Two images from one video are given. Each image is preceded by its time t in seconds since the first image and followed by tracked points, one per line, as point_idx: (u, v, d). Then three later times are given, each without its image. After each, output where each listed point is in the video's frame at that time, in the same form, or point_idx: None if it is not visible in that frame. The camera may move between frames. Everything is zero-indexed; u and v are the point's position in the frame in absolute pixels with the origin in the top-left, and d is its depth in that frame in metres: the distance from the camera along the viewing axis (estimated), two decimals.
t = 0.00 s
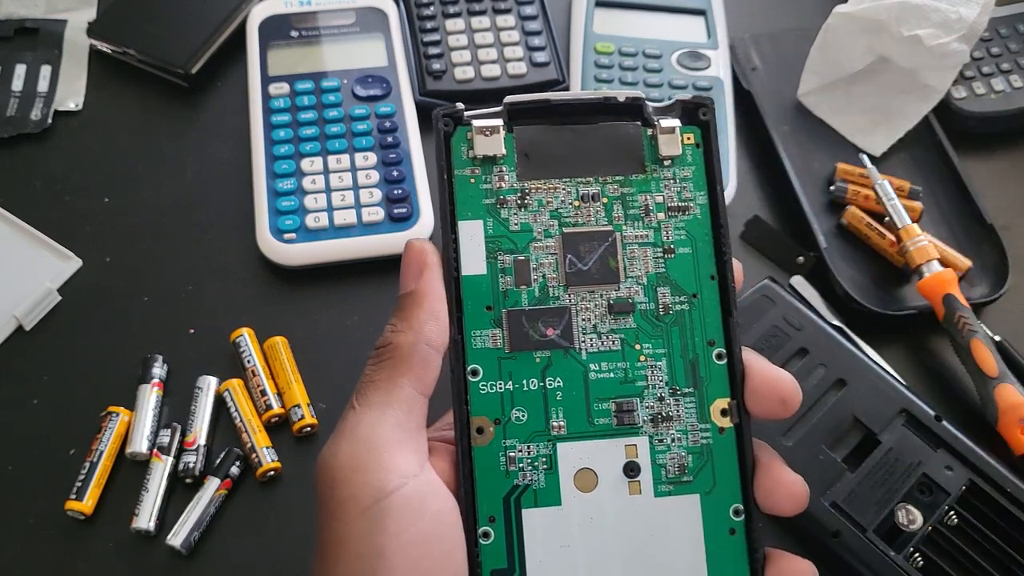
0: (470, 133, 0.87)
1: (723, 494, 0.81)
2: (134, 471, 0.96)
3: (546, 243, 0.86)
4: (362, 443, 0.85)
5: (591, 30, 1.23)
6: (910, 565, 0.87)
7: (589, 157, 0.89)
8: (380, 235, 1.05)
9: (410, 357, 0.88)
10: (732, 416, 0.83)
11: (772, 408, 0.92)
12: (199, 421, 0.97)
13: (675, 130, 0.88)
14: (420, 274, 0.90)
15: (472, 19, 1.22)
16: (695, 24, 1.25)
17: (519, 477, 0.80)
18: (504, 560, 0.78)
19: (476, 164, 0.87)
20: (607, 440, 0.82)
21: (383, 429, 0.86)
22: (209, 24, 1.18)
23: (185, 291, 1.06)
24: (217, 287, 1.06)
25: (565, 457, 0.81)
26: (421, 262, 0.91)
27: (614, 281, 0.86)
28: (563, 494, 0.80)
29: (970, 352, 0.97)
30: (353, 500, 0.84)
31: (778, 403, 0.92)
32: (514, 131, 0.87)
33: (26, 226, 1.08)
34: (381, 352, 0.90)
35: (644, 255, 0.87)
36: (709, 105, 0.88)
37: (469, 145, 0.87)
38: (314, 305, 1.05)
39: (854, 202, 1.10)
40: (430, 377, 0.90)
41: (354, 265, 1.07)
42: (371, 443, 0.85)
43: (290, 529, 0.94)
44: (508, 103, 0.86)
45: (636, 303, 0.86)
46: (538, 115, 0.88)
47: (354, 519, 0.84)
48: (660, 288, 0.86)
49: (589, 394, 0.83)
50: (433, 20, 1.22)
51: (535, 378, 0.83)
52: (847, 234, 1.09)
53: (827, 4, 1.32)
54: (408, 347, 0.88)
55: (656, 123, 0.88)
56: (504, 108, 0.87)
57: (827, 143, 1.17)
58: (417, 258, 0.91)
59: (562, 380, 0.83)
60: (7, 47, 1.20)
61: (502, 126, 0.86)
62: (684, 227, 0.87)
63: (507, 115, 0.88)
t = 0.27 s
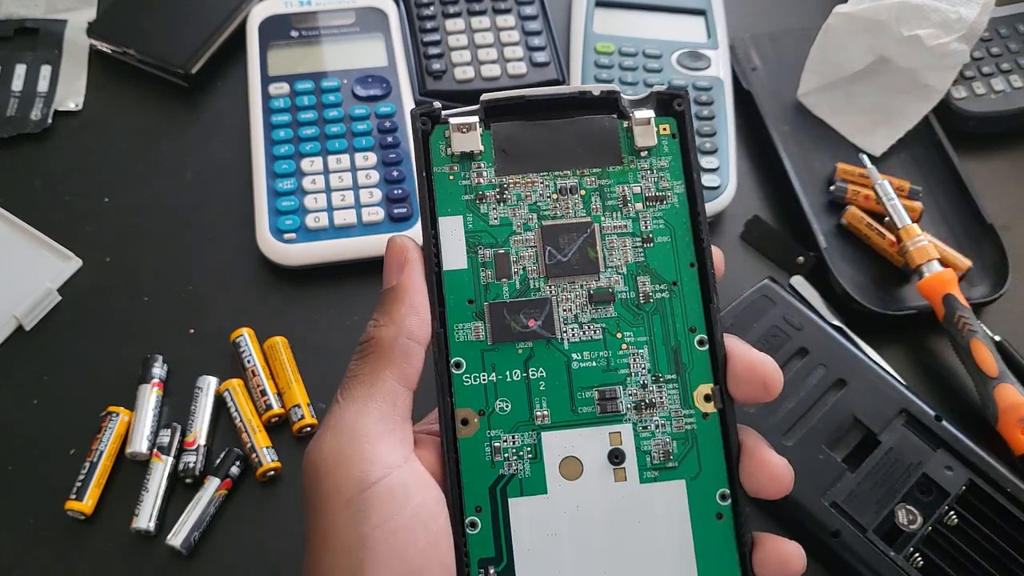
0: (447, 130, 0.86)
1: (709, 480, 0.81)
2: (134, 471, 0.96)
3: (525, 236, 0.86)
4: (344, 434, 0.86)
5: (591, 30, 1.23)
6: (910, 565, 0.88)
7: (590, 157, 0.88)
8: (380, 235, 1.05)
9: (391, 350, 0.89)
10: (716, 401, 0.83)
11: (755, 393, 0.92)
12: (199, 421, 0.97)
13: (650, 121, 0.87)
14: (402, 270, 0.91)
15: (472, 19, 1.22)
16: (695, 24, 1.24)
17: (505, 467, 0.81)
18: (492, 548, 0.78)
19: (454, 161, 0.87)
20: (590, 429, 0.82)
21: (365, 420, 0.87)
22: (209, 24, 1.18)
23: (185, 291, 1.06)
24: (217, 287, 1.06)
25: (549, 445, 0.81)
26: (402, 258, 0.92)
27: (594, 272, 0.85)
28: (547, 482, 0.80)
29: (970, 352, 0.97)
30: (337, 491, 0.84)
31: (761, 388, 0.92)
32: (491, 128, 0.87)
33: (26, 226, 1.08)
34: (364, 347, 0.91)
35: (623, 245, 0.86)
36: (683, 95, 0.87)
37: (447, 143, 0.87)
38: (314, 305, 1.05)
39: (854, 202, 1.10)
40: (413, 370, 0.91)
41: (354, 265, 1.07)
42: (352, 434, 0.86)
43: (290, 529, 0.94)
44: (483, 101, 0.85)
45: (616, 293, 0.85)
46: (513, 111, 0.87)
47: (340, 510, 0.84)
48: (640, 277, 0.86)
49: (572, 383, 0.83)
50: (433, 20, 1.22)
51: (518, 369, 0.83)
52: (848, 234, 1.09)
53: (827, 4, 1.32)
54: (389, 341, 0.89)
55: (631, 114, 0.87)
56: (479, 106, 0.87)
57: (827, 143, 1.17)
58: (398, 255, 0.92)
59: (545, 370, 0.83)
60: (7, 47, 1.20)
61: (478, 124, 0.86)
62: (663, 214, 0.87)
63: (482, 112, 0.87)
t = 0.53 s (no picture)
0: (497, 130, 0.85)
1: (717, 495, 0.82)
2: (134, 471, 0.96)
3: (563, 245, 0.86)
4: (386, 432, 0.85)
5: (591, 30, 1.23)
6: (910, 565, 0.87)
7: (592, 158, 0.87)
8: (380, 235, 1.05)
9: (432, 349, 0.87)
10: (727, 423, 0.84)
11: (766, 417, 0.92)
12: (199, 421, 0.97)
13: (693, 144, 0.88)
14: (443, 266, 0.88)
15: (472, 19, 1.22)
16: (695, 24, 1.25)
17: (528, 471, 0.80)
18: (510, 553, 0.78)
19: (501, 161, 0.85)
20: (611, 440, 0.82)
21: (405, 420, 0.86)
22: (209, 24, 1.18)
23: (185, 291, 1.06)
24: (217, 287, 1.06)
25: (571, 454, 0.81)
26: (444, 254, 0.88)
27: (627, 287, 0.85)
28: (568, 490, 0.80)
29: (970, 352, 0.97)
30: (374, 490, 0.83)
31: (773, 413, 0.92)
32: (539, 132, 0.86)
33: (26, 226, 1.08)
34: (402, 341, 0.89)
35: (654, 263, 0.87)
36: (723, 123, 0.88)
37: (495, 142, 0.85)
38: (314, 305, 1.05)
39: (855, 202, 1.10)
40: (450, 368, 0.90)
41: (353, 265, 1.07)
42: (394, 433, 0.85)
43: (290, 530, 0.93)
44: (535, 103, 0.84)
45: (643, 308, 0.86)
46: (560, 117, 0.87)
47: (375, 509, 0.83)
48: (668, 296, 0.86)
49: (598, 396, 0.83)
50: (433, 20, 1.22)
51: (547, 377, 0.83)
52: (849, 234, 1.10)
53: (827, 5, 1.32)
54: (431, 339, 0.86)
55: (673, 136, 0.88)
56: (529, 107, 0.86)
57: (827, 143, 1.17)
58: (440, 250, 0.88)
59: (572, 379, 0.83)
60: (7, 47, 1.20)
61: (529, 126, 0.85)
62: (693, 239, 0.88)
63: (532, 114, 0.86)
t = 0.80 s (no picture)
0: (480, 124, 0.85)
1: (709, 486, 0.82)
2: (134, 471, 0.96)
3: (550, 238, 0.85)
4: (374, 428, 0.84)
5: (591, 30, 1.23)
6: (910, 565, 0.87)
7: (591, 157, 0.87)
8: (380, 235, 1.05)
9: (420, 344, 0.87)
10: (719, 413, 0.84)
11: (757, 406, 0.93)
12: (199, 421, 0.97)
13: (677, 134, 0.87)
14: (429, 261, 0.87)
15: (472, 19, 1.22)
16: (695, 25, 1.25)
17: (518, 465, 0.80)
18: (503, 547, 0.78)
19: (485, 156, 0.85)
20: (601, 431, 0.82)
21: (393, 415, 0.86)
22: (209, 25, 1.18)
23: (185, 291, 1.06)
24: (217, 287, 1.06)
25: (562, 447, 0.81)
26: (431, 250, 0.87)
27: (614, 279, 0.85)
28: (559, 483, 0.80)
29: (970, 352, 0.97)
30: (363, 486, 0.83)
31: (764, 402, 0.93)
32: (524, 125, 0.86)
33: (26, 226, 1.08)
34: (389, 337, 0.88)
35: (643, 254, 0.87)
36: (708, 112, 0.88)
37: (479, 137, 0.85)
38: (314, 305, 1.05)
39: (854, 202, 1.10)
40: (437, 363, 0.90)
41: (353, 265, 1.07)
42: (382, 429, 0.85)
43: (290, 530, 0.93)
44: (518, 96, 0.85)
45: (633, 300, 0.86)
46: (545, 110, 0.87)
47: (364, 505, 0.83)
48: (656, 287, 0.86)
49: (587, 387, 0.83)
50: (433, 20, 1.22)
51: (536, 369, 0.82)
52: (849, 235, 1.10)
53: (827, 5, 1.32)
54: (418, 334, 0.86)
55: (658, 126, 0.88)
56: (513, 101, 0.86)
57: (827, 143, 1.17)
58: (426, 245, 0.88)
59: (562, 371, 0.83)
60: (7, 47, 1.20)
61: (513, 120, 0.85)
62: (681, 228, 0.87)
63: (516, 108, 0.86)
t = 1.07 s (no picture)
0: (485, 121, 0.85)
1: (708, 483, 0.82)
2: (134, 471, 0.96)
3: (553, 236, 0.85)
4: (378, 425, 0.85)
5: (591, 30, 1.23)
6: (910, 565, 0.88)
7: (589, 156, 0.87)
8: (380, 235, 1.05)
9: (424, 341, 0.87)
10: (718, 411, 0.84)
11: (757, 405, 0.93)
12: (199, 421, 0.97)
13: (679, 134, 0.87)
14: (433, 258, 0.87)
15: (472, 19, 1.22)
16: (695, 25, 1.25)
17: (520, 462, 0.80)
18: (503, 545, 0.77)
19: (489, 153, 0.85)
20: (602, 429, 0.82)
21: (397, 412, 0.86)
22: (209, 25, 1.18)
23: (185, 292, 1.06)
24: (217, 287, 1.06)
25: (563, 444, 0.81)
26: (434, 246, 0.88)
27: (616, 277, 0.85)
28: (560, 480, 0.80)
29: (970, 352, 0.97)
30: (367, 483, 0.83)
31: (764, 401, 0.92)
32: (527, 123, 0.86)
33: (26, 226, 1.08)
34: (393, 334, 0.89)
35: (644, 253, 0.87)
36: (710, 112, 0.88)
37: (482, 134, 0.85)
38: (314, 305, 1.05)
39: (854, 202, 1.10)
40: (441, 360, 0.90)
41: (353, 265, 1.07)
42: (386, 426, 0.85)
43: (290, 530, 0.93)
44: (523, 93, 0.85)
45: (634, 298, 0.85)
46: (549, 107, 0.87)
47: (367, 503, 0.82)
48: (657, 285, 0.86)
49: (589, 384, 0.83)
50: (433, 20, 1.22)
51: (537, 367, 0.82)
52: (849, 235, 1.10)
53: (827, 4, 1.32)
54: (422, 331, 0.86)
55: (661, 125, 0.88)
56: (517, 98, 0.86)
57: (827, 143, 1.17)
58: (429, 242, 0.88)
59: (563, 369, 0.83)
60: (7, 47, 1.20)
61: (517, 117, 0.84)
62: (682, 228, 0.87)
63: (519, 105, 0.86)
